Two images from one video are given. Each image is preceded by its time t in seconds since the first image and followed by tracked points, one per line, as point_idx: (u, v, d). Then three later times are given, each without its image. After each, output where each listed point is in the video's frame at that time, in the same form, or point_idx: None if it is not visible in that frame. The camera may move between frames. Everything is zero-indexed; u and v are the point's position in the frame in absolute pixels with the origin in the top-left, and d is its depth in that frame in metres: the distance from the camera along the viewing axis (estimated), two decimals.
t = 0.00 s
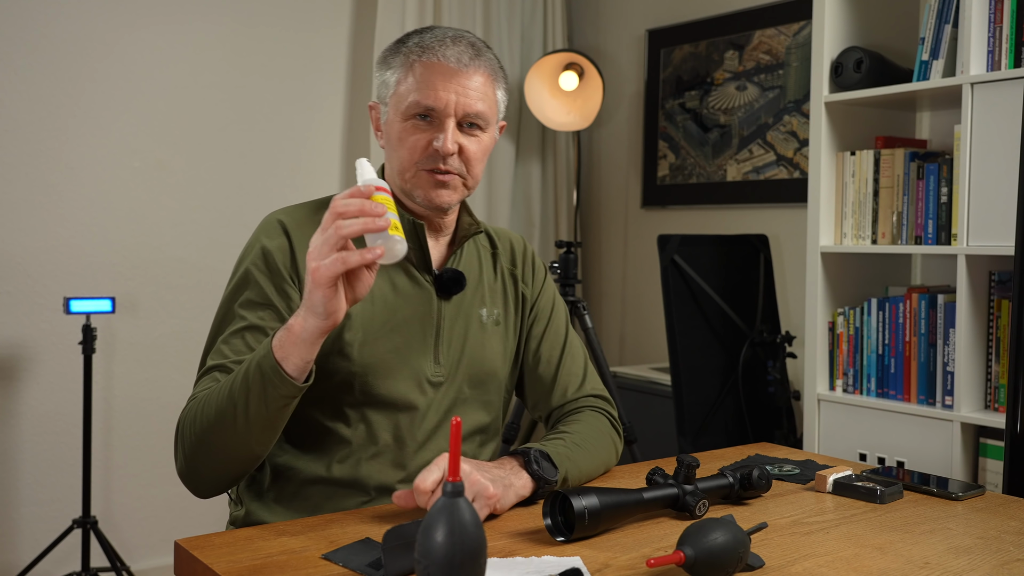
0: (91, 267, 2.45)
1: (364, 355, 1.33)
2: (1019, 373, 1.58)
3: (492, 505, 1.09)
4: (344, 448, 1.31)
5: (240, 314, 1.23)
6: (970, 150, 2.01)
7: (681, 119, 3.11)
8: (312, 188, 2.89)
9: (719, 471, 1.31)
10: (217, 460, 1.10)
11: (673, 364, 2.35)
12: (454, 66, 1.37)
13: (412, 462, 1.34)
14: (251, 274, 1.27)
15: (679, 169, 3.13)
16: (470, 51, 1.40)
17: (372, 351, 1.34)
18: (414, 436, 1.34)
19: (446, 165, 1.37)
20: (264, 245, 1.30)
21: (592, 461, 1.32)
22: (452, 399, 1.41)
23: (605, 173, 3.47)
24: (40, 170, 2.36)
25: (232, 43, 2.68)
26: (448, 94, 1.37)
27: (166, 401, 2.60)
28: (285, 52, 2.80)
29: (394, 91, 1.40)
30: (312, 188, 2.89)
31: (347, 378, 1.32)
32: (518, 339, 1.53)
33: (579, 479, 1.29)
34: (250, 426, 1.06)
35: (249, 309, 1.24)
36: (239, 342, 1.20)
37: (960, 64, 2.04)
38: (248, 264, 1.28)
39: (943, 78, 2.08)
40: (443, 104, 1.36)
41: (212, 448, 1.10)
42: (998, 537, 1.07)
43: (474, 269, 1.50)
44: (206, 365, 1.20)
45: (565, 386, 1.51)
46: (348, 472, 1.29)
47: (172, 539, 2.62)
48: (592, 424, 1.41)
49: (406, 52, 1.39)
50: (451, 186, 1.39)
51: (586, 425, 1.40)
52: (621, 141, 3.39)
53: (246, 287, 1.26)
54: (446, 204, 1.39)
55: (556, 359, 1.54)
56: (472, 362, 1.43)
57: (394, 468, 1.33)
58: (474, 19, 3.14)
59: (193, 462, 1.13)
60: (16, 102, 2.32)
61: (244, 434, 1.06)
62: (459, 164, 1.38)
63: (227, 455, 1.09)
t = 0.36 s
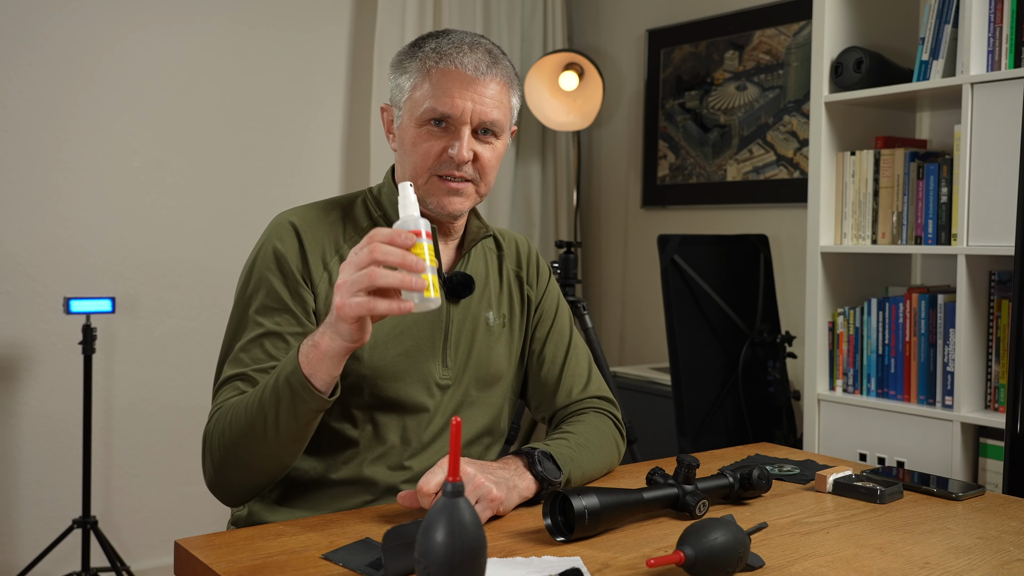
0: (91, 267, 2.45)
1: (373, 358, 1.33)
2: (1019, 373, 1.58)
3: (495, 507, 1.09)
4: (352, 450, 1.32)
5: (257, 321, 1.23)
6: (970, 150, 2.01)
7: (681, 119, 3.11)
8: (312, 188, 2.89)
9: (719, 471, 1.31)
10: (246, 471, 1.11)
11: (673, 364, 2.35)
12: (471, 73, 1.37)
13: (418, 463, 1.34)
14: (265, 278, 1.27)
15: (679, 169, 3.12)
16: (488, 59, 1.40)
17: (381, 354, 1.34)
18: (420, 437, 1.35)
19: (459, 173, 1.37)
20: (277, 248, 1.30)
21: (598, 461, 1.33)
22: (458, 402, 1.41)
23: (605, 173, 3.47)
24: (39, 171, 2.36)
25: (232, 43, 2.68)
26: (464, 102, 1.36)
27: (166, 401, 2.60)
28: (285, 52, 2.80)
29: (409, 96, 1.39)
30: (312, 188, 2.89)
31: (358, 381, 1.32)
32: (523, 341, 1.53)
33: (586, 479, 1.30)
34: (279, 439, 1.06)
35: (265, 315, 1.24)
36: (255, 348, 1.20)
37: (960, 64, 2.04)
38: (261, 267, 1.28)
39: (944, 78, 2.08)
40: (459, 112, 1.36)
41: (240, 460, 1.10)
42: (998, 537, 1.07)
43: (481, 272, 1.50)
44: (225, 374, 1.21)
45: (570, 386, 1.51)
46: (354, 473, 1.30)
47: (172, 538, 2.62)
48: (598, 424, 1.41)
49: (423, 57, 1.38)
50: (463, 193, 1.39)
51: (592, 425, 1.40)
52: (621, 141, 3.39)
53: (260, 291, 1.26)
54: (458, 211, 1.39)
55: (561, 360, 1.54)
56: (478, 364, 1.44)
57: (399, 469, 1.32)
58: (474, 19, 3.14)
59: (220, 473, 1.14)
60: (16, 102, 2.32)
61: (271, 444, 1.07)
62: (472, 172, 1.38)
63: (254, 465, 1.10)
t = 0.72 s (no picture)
0: (91, 267, 2.45)
1: (372, 359, 1.33)
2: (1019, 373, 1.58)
3: (495, 507, 1.09)
4: (349, 449, 1.32)
5: (255, 321, 1.23)
6: (970, 150, 2.01)
7: (681, 119, 3.11)
8: (311, 187, 2.89)
9: (719, 471, 1.31)
10: (246, 473, 1.11)
11: (673, 364, 2.35)
12: (471, 76, 1.37)
13: (415, 463, 1.34)
14: (263, 278, 1.27)
15: (679, 169, 3.12)
16: (488, 61, 1.40)
17: (379, 354, 1.34)
18: (418, 438, 1.35)
19: (459, 174, 1.37)
20: (274, 248, 1.30)
21: (598, 460, 1.33)
22: (456, 402, 1.41)
23: (605, 173, 3.47)
24: (40, 170, 2.36)
25: (232, 43, 2.68)
26: (464, 104, 1.36)
27: (166, 401, 2.60)
28: (285, 52, 2.80)
29: (409, 97, 1.39)
30: (311, 188, 2.89)
31: (355, 380, 1.32)
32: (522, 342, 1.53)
33: (586, 479, 1.30)
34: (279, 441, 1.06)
35: (264, 315, 1.24)
36: (254, 348, 1.20)
37: (960, 64, 2.04)
38: (258, 267, 1.28)
39: (944, 78, 2.08)
40: (459, 114, 1.36)
41: (241, 462, 1.10)
42: (998, 537, 1.07)
43: (479, 273, 1.49)
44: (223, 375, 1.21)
45: (570, 387, 1.51)
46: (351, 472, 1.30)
47: (172, 538, 2.62)
48: (598, 424, 1.41)
49: (423, 58, 1.38)
50: (464, 194, 1.39)
51: (591, 425, 1.40)
52: (621, 141, 3.39)
53: (258, 292, 1.26)
54: (458, 211, 1.39)
55: (560, 360, 1.54)
56: (476, 365, 1.44)
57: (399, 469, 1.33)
58: (474, 19, 3.14)
59: (220, 476, 1.14)
60: (16, 102, 2.32)
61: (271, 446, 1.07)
62: (472, 173, 1.39)
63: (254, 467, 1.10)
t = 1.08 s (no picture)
0: (92, 267, 2.45)
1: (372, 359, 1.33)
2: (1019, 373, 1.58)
3: (495, 507, 1.09)
4: (349, 449, 1.32)
5: (257, 323, 1.23)
6: (970, 150, 2.01)
7: (681, 119, 3.11)
8: (312, 187, 2.89)
9: (719, 471, 1.31)
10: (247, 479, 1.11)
11: (673, 364, 2.35)
12: (471, 75, 1.36)
13: (416, 463, 1.34)
14: (264, 279, 1.27)
15: (679, 169, 3.12)
16: (488, 61, 1.40)
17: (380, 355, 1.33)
18: (418, 438, 1.35)
19: (460, 174, 1.37)
20: (275, 249, 1.30)
21: (598, 460, 1.33)
22: (457, 403, 1.41)
23: (605, 173, 3.47)
24: (40, 170, 2.36)
25: (232, 43, 2.68)
26: (464, 104, 1.36)
27: (166, 401, 2.60)
28: (285, 52, 2.80)
29: (409, 98, 1.39)
30: (312, 187, 2.89)
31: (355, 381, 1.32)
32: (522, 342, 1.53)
33: (586, 479, 1.30)
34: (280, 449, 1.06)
35: (264, 316, 1.24)
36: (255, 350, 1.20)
37: (960, 64, 2.04)
38: (259, 267, 1.29)
39: (944, 78, 2.08)
40: (459, 114, 1.36)
41: (241, 467, 1.10)
42: (998, 537, 1.07)
43: (479, 274, 1.49)
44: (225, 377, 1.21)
45: (569, 387, 1.51)
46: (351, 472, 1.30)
47: (172, 539, 2.62)
48: (598, 424, 1.41)
49: (423, 58, 1.38)
50: (464, 193, 1.39)
51: (591, 425, 1.40)
52: (621, 141, 3.39)
53: (259, 293, 1.26)
54: (459, 211, 1.40)
55: (561, 361, 1.54)
56: (476, 365, 1.43)
57: (399, 469, 1.33)
58: (474, 18, 3.14)
59: (221, 480, 1.14)
60: (16, 102, 2.32)
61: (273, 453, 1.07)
62: (472, 173, 1.39)
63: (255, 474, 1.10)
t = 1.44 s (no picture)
0: (92, 267, 2.45)
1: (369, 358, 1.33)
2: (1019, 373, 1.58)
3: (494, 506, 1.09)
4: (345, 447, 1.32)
5: (259, 315, 1.23)
6: (970, 150, 2.01)
7: (681, 119, 3.11)
8: (311, 187, 2.89)
9: (719, 471, 1.31)
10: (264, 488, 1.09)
11: (673, 364, 2.35)
12: (482, 85, 1.35)
13: (412, 461, 1.36)
14: (263, 272, 1.27)
15: (679, 169, 3.12)
16: (497, 71, 1.38)
17: (377, 354, 1.34)
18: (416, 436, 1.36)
19: (469, 182, 1.39)
20: (272, 244, 1.30)
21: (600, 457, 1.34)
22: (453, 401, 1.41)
23: (605, 173, 3.47)
24: (40, 170, 2.36)
25: (232, 43, 2.68)
26: (476, 114, 1.35)
27: (166, 401, 2.60)
28: (285, 52, 2.80)
29: (417, 104, 1.37)
30: (312, 187, 2.89)
31: (352, 380, 1.32)
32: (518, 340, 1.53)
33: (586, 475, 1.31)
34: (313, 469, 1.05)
35: (269, 309, 1.24)
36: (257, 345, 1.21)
37: (960, 64, 2.04)
38: (257, 261, 1.28)
39: (944, 78, 2.08)
40: (471, 124, 1.36)
41: (262, 477, 1.09)
42: (997, 537, 1.07)
43: (474, 273, 1.49)
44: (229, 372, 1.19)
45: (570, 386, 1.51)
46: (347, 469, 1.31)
47: (172, 538, 2.62)
48: (597, 423, 1.42)
49: (432, 65, 1.36)
50: (471, 200, 1.41)
51: (590, 424, 1.41)
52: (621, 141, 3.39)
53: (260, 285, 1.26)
54: (466, 217, 1.42)
55: (557, 360, 1.54)
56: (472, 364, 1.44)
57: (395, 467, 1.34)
58: (474, 18, 3.14)
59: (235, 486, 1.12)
60: (16, 102, 2.32)
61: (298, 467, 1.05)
62: (480, 180, 1.41)
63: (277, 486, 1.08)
